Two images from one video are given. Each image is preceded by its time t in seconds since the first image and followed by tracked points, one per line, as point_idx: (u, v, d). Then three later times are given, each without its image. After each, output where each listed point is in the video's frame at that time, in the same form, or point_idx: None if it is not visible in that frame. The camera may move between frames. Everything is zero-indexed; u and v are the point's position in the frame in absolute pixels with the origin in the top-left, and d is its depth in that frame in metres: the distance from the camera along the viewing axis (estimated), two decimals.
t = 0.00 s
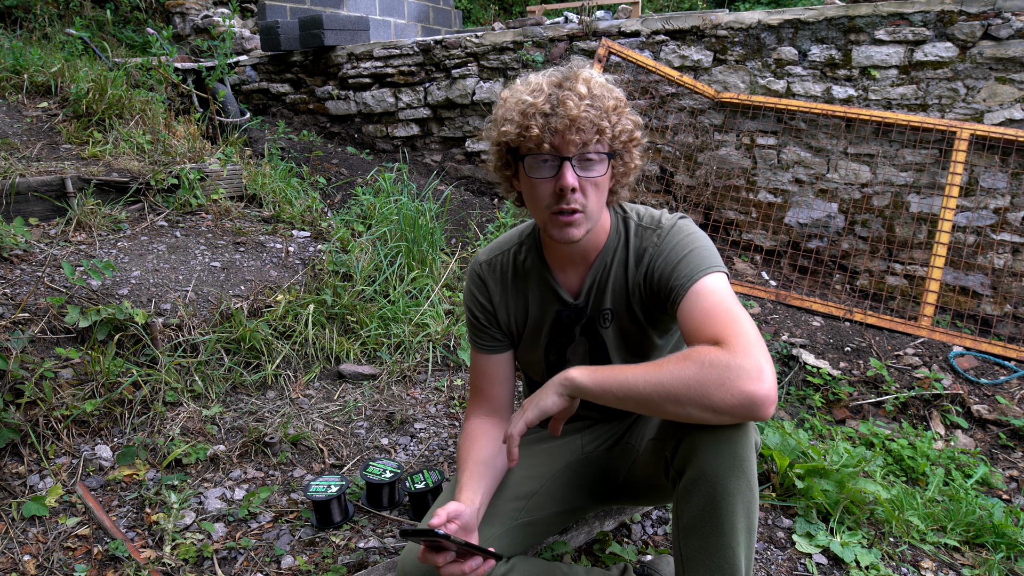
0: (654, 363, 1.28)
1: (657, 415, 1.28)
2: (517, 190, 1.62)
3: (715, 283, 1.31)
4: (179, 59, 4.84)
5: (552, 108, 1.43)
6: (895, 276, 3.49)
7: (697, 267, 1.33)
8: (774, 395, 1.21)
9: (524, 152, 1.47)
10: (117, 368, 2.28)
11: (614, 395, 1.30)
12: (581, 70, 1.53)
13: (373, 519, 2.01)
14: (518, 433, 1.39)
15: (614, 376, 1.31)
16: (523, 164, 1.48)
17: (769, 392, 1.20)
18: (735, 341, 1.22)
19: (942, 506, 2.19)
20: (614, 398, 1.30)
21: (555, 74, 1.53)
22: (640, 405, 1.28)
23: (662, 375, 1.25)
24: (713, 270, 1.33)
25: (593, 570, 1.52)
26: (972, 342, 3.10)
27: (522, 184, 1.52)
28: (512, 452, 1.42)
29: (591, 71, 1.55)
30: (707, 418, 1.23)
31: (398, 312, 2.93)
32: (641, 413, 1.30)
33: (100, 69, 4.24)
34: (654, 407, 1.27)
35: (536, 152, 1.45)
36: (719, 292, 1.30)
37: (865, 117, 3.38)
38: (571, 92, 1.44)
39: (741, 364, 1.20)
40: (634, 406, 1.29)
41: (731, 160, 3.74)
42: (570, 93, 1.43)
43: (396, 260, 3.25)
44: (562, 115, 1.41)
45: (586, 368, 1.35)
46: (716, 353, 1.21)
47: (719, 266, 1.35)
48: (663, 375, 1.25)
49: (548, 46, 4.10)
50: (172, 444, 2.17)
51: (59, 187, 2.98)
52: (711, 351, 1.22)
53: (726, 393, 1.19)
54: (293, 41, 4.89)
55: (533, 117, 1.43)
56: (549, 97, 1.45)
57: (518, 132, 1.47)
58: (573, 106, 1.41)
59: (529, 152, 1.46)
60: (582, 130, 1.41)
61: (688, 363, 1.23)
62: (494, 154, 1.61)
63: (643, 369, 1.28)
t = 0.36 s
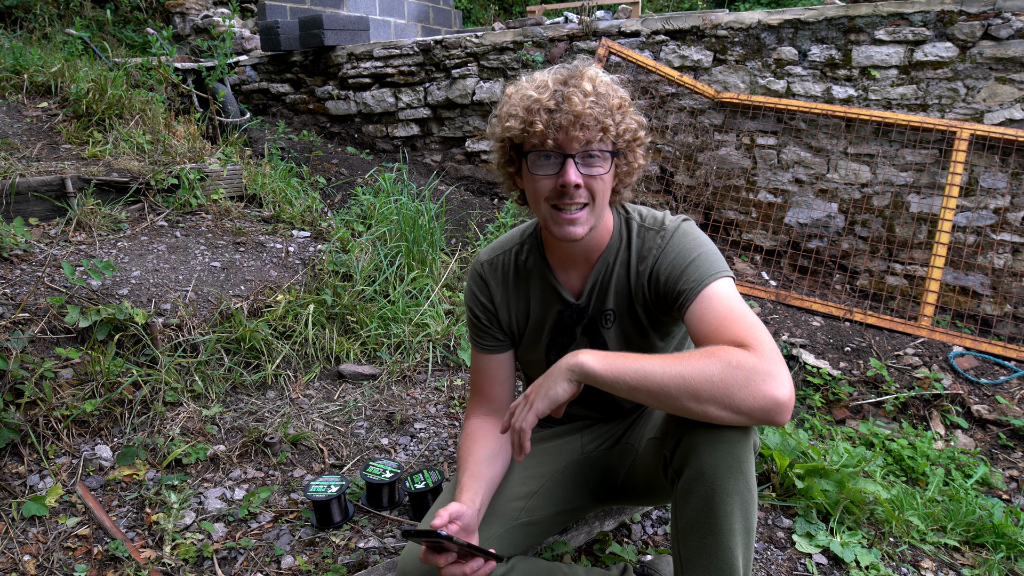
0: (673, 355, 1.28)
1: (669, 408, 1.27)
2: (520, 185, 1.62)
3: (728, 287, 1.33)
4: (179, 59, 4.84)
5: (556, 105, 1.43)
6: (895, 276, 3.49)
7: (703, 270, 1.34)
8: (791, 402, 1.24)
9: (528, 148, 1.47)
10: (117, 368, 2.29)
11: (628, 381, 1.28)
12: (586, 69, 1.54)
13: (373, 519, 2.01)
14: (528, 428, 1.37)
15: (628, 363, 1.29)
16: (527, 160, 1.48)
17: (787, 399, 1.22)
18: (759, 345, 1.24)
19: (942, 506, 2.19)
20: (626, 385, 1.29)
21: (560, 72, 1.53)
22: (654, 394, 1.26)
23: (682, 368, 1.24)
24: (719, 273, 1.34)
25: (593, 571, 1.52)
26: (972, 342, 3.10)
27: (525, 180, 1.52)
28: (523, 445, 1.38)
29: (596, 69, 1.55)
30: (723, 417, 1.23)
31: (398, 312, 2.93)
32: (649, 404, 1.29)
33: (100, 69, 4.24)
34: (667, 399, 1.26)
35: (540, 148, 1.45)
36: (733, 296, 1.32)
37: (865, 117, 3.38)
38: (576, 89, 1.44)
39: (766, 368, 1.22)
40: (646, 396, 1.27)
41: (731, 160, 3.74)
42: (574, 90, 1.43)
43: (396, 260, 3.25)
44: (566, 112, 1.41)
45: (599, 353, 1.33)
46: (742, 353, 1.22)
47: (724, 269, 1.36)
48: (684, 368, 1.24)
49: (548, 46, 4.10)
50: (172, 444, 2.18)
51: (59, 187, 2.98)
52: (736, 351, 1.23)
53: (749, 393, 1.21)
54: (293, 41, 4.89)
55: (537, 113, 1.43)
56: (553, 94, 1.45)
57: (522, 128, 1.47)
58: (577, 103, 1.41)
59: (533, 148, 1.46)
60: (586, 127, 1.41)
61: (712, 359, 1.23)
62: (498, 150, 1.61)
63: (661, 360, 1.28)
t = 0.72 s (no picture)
0: (687, 354, 1.27)
1: (681, 408, 1.26)
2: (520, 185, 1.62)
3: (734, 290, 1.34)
4: (179, 59, 4.84)
5: (554, 102, 1.43)
6: (895, 276, 3.49)
7: (707, 271, 1.34)
8: (798, 407, 1.26)
9: (527, 147, 1.48)
10: (117, 368, 2.29)
11: (641, 377, 1.27)
12: (585, 67, 1.54)
13: (373, 519, 2.01)
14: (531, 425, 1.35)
15: (642, 359, 1.28)
16: (525, 159, 1.48)
17: (796, 404, 1.25)
18: (772, 349, 1.25)
19: (942, 506, 2.19)
20: (638, 381, 1.27)
21: (559, 70, 1.53)
22: (668, 393, 1.25)
23: (699, 368, 1.23)
24: (723, 275, 1.34)
25: (593, 570, 1.52)
26: (972, 342, 3.10)
27: (525, 179, 1.52)
28: (523, 442, 1.36)
29: (595, 69, 1.54)
30: (734, 419, 1.24)
31: (398, 312, 2.93)
32: (659, 402, 1.28)
33: (100, 69, 4.24)
34: (680, 399, 1.25)
35: (539, 146, 1.45)
36: (743, 300, 1.32)
37: (865, 117, 3.38)
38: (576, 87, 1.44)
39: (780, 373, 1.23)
40: (658, 393, 1.26)
41: (731, 160, 3.74)
42: (573, 87, 1.43)
43: (396, 260, 3.25)
44: (564, 109, 1.41)
45: (612, 348, 1.31)
46: (758, 357, 1.23)
47: (728, 269, 1.36)
48: (700, 367, 1.23)
49: (548, 46, 4.10)
50: (172, 444, 2.18)
51: (59, 187, 2.98)
52: (752, 353, 1.24)
53: (763, 397, 1.22)
54: (293, 41, 4.89)
55: (536, 110, 1.44)
56: (552, 92, 1.45)
57: (521, 126, 1.47)
58: (576, 100, 1.41)
59: (532, 147, 1.46)
60: (584, 125, 1.41)
61: (729, 360, 1.23)
62: (498, 150, 1.61)
63: (675, 358, 1.27)
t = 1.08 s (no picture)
0: (666, 356, 1.27)
1: (662, 409, 1.26)
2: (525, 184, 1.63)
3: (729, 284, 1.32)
4: (179, 59, 4.84)
5: (561, 100, 1.43)
6: (895, 276, 3.49)
7: (708, 267, 1.34)
8: (784, 400, 1.22)
9: (534, 144, 1.48)
10: (117, 368, 2.28)
11: (619, 382, 1.28)
12: (593, 66, 1.53)
13: (374, 519, 2.01)
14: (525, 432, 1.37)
15: (621, 364, 1.29)
16: (532, 157, 1.49)
17: (780, 397, 1.21)
18: (752, 343, 1.23)
19: (942, 506, 2.19)
20: (618, 386, 1.28)
21: (567, 68, 1.54)
22: (646, 396, 1.26)
23: (675, 368, 1.24)
24: (723, 270, 1.34)
25: (592, 571, 1.52)
26: (972, 342, 3.10)
27: (531, 177, 1.52)
28: (520, 453, 1.39)
29: (604, 67, 1.54)
30: (715, 416, 1.23)
31: (398, 312, 2.93)
32: (641, 405, 1.28)
33: (100, 69, 4.24)
34: (659, 401, 1.25)
35: (545, 144, 1.45)
36: (732, 295, 1.31)
37: (865, 117, 3.38)
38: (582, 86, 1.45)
39: (759, 367, 1.21)
40: (638, 397, 1.27)
41: (732, 160, 3.74)
42: (580, 85, 1.44)
43: (396, 260, 3.25)
44: (571, 107, 1.41)
45: (590, 355, 1.32)
46: (734, 352, 1.22)
47: (729, 265, 1.36)
48: (676, 368, 1.24)
49: (548, 46, 4.10)
50: (172, 444, 2.17)
51: (59, 187, 2.98)
52: (729, 350, 1.22)
53: (740, 391, 1.20)
54: (293, 41, 4.89)
55: (543, 108, 1.44)
56: (559, 90, 1.45)
57: (528, 125, 1.47)
58: (583, 98, 1.41)
59: (538, 145, 1.47)
60: (590, 122, 1.41)
61: (705, 359, 1.23)
62: (505, 147, 1.61)
63: (652, 360, 1.27)
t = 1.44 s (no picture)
0: (664, 360, 1.27)
1: (663, 413, 1.27)
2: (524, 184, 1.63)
3: (727, 285, 1.32)
4: (179, 59, 4.84)
5: (559, 101, 1.43)
6: (895, 276, 3.49)
7: (705, 268, 1.34)
8: (784, 400, 1.22)
9: (531, 145, 1.48)
10: (117, 368, 2.29)
11: (619, 387, 1.28)
12: (592, 66, 1.53)
13: (373, 519, 2.01)
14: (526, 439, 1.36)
15: (620, 369, 1.29)
16: (529, 157, 1.49)
17: (780, 397, 1.21)
18: (751, 344, 1.23)
19: (942, 506, 2.19)
20: (618, 390, 1.28)
21: (566, 69, 1.54)
22: (647, 400, 1.26)
23: (674, 372, 1.24)
24: (721, 271, 1.34)
25: (593, 570, 1.52)
26: (972, 342, 3.10)
27: (528, 177, 1.52)
28: (522, 459, 1.38)
29: (602, 68, 1.54)
30: (716, 419, 1.23)
31: (398, 312, 2.93)
32: (642, 410, 1.29)
33: (100, 69, 4.24)
34: (660, 404, 1.25)
35: (543, 144, 1.45)
36: (730, 295, 1.30)
37: (865, 117, 3.38)
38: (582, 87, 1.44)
39: (758, 367, 1.21)
40: (638, 401, 1.27)
41: (731, 160, 3.74)
42: (578, 86, 1.43)
43: (396, 260, 3.25)
44: (569, 108, 1.41)
45: (590, 360, 1.33)
46: (733, 354, 1.21)
47: (727, 266, 1.36)
48: (675, 371, 1.24)
49: (548, 46, 4.10)
50: (172, 444, 2.18)
51: (59, 187, 2.98)
52: (727, 352, 1.22)
53: (739, 393, 1.20)
54: (293, 41, 4.89)
55: (541, 108, 1.44)
56: (558, 90, 1.45)
57: (527, 125, 1.47)
58: (582, 99, 1.41)
59: (535, 145, 1.46)
60: (588, 124, 1.41)
61: (702, 362, 1.23)
62: (503, 146, 1.61)
63: (651, 364, 1.28)
